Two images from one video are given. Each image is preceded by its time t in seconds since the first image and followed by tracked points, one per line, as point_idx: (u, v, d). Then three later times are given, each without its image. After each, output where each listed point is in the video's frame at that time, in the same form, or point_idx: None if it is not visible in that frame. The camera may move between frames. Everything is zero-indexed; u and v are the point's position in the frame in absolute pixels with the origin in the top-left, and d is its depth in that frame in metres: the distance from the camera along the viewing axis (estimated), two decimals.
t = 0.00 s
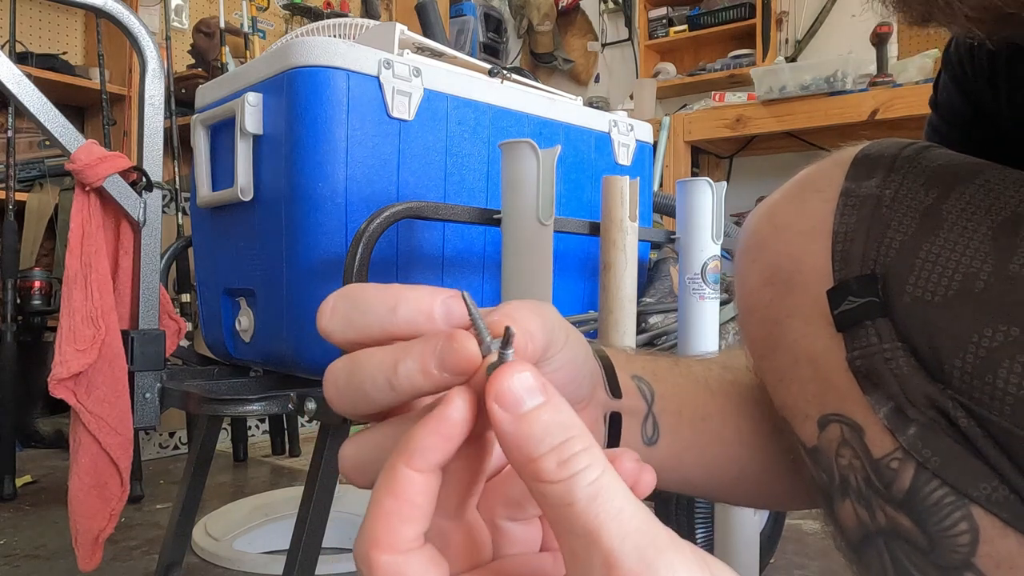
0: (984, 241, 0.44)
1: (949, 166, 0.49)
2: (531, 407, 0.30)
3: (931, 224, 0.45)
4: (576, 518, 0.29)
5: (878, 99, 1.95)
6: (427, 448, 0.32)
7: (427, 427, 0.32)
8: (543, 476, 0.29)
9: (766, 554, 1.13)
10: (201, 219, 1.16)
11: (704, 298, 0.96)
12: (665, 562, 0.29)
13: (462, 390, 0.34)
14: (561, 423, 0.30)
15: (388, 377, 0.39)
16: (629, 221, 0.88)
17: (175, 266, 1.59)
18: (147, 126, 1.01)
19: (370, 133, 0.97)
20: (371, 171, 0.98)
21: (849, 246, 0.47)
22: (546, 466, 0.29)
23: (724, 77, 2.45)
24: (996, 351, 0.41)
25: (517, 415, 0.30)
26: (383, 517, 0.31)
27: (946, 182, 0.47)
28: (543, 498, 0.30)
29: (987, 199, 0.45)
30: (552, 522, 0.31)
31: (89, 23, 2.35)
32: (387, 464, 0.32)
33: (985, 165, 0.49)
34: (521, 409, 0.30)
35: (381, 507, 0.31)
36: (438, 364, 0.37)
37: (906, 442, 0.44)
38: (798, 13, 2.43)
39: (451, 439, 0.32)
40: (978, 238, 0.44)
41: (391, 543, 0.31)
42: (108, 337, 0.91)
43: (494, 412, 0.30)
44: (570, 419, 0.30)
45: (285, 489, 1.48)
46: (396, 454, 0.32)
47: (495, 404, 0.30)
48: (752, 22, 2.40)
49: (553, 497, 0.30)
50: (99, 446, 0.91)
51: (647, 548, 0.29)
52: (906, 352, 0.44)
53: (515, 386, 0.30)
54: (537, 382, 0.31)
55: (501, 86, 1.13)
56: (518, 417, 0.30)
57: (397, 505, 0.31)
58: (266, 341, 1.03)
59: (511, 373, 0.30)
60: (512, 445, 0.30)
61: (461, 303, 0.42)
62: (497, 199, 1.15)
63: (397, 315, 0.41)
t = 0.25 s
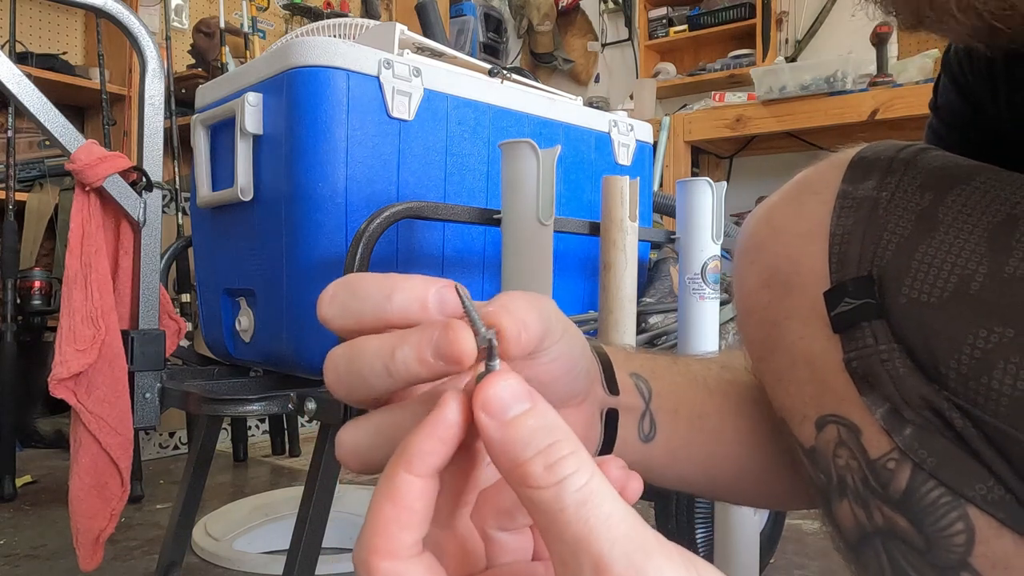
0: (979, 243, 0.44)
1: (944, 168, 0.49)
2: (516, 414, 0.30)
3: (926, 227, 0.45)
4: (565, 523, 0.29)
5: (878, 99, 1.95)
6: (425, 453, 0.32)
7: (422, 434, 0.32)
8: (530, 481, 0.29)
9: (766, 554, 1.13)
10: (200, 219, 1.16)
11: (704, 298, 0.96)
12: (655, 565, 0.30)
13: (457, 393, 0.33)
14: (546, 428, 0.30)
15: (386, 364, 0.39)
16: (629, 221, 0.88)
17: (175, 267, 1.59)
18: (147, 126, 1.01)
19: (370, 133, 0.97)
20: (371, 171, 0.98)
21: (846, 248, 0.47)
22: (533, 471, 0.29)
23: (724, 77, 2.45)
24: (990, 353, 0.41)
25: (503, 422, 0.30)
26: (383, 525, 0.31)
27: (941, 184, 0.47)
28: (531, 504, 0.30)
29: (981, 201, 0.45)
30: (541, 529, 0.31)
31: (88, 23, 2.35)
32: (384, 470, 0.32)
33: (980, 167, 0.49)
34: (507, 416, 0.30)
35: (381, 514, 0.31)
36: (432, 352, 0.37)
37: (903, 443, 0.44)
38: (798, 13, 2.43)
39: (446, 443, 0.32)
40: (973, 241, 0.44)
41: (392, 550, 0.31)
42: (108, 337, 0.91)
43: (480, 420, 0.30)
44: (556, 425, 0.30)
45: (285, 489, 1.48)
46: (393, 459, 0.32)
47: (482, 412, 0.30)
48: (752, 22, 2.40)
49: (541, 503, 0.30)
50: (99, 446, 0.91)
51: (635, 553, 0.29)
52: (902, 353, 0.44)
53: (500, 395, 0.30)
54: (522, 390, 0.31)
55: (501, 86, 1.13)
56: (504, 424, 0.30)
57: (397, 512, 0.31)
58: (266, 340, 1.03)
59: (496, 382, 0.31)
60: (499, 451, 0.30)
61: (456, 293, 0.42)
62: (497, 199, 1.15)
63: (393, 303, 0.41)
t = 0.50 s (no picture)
0: (976, 243, 0.43)
1: (942, 169, 0.49)
2: (525, 412, 0.30)
3: (923, 228, 0.45)
4: (567, 520, 0.29)
5: (878, 99, 1.95)
6: (422, 466, 0.32)
7: (422, 445, 0.32)
8: (536, 478, 0.29)
9: (766, 553, 1.13)
10: (201, 219, 1.16)
11: (704, 298, 0.96)
12: (648, 564, 0.30)
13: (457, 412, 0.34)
14: (553, 428, 0.30)
15: (390, 380, 0.39)
16: (629, 221, 0.88)
17: (175, 267, 1.59)
18: (147, 126, 1.01)
19: (369, 133, 0.97)
20: (371, 171, 0.98)
21: (843, 250, 0.47)
22: (539, 469, 0.29)
23: (724, 77, 2.45)
24: (986, 353, 0.41)
25: (512, 419, 0.30)
26: (380, 534, 0.31)
27: (938, 185, 0.47)
28: (534, 500, 0.30)
29: (979, 201, 0.45)
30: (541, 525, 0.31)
31: (88, 23, 2.35)
32: (382, 482, 0.32)
33: (977, 168, 0.49)
34: (516, 413, 0.30)
35: (379, 525, 0.31)
36: (438, 374, 0.37)
37: (900, 443, 0.44)
38: (798, 13, 2.43)
39: (445, 457, 0.33)
40: (970, 241, 0.44)
41: (388, 560, 0.31)
42: (108, 337, 0.91)
43: (489, 416, 0.30)
44: (562, 425, 0.30)
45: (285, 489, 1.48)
46: (391, 471, 0.32)
47: (492, 407, 0.30)
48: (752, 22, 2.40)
49: (544, 499, 0.30)
50: (99, 446, 0.91)
51: (632, 549, 0.30)
52: (899, 355, 0.44)
53: (511, 393, 0.30)
54: (532, 388, 0.31)
55: (501, 86, 1.13)
56: (512, 421, 0.30)
57: (394, 522, 0.32)
58: (266, 340, 1.03)
59: (507, 379, 0.30)
60: (506, 448, 0.30)
61: (455, 306, 0.42)
62: (497, 199, 1.15)
63: (392, 314, 0.41)
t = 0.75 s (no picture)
0: (976, 243, 0.44)
1: (943, 170, 0.49)
2: (541, 409, 0.30)
3: (924, 229, 0.45)
4: (574, 518, 0.29)
5: (878, 99, 1.95)
6: (431, 463, 0.32)
7: (431, 442, 0.33)
8: (547, 475, 0.30)
9: (766, 553, 1.13)
10: (201, 219, 1.16)
11: (704, 298, 0.96)
12: (652, 564, 0.30)
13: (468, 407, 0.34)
14: (569, 427, 0.30)
15: (395, 387, 0.39)
16: (629, 221, 0.88)
17: (175, 267, 1.59)
18: (147, 126, 1.01)
19: (369, 133, 0.97)
20: (371, 171, 0.98)
21: (843, 249, 0.47)
22: (550, 466, 0.30)
23: (724, 77, 2.45)
24: (986, 354, 0.41)
25: (529, 414, 0.30)
26: (387, 530, 0.32)
27: (939, 186, 0.47)
28: (542, 496, 0.30)
29: (980, 202, 0.45)
30: (546, 523, 0.31)
31: (88, 23, 2.35)
32: (391, 477, 0.33)
33: (978, 169, 0.49)
34: (533, 409, 0.30)
35: (386, 522, 0.32)
36: (443, 375, 0.37)
37: (900, 443, 0.44)
38: (798, 13, 2.43)
39: (456, 454, 0.33)
40: (971, 241, 0.44)
41: (395, 557, 0.32)
42: (108, 337, 0.91)
43: (507, 410, 0.30)
44: (577, 426, 0.31)
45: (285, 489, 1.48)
46: (399, 468, 0.33)
47: (510, 399, 0.30)
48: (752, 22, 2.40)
49: (552, 496, 0.30)
50: (100, 446, 0.91)
51: (638, 550, 0.30)
52: (899, 354, 0.44)
53: (530, 388, 0.31)
54: (550, 385, 0.31)
55: (500, 86, 1.13)
56: (529, 417, 0.30)
57: (402, 519, 0.32)
58: (265, 340, 1.03)
59: (528, 374, 0.31)
60: (520, 444, 0.30)
61: (449, 312, 0.41)
62: (497, 199, 1.15)
63: (386, 324, 0.41)
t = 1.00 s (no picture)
0: (977, 243, 0.43)
1: (944, 169, 0.48)
2: (538, 415, 0.31)
3: (925, 228, 0.45)
4: (570, 520, 0.30)
5: (878, 99, 1.95)
6: (442, 462, 0.33)
7: (442, 442, 0.33)
8: (543, 479, 0.31)
9: (766, 553, 1.13)
10: (201, 219, 1.16)
11: (704, 298, 0.96)
12: (649, 562, 0.30)
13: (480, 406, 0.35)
14: (566, 433, 0.31)
15: (392, 380, 0.39)
16: (629, 221, 0.88)
17: (176, 267, 1.59)
18: (147, 126, 1.01)
19: (369, 133, 0.97)
20: (372, 171, 0.98)
21: (845, 248, 0.47)
22: (547, 470, 0.31)
23: (724, 77, 2.45)
24: (988, 354, 0.41)
25: (526, 420, 0.31)
26: (395, 527, 0.32)
27: (941, 185, 0.47)
28: (540, 499, 0.31)
29: (982, 201, 0.45)
30: (546, 525, 0.32)
31: (88, 23, 2.35)
32: (400, 476, 0.33)
33: (979, 168, 0.49)
34: (530, 415, 0.31)
35: (392, 519, 0.32)
36: (438, 359, 0.37)
37: (902, 443, 0.44)
38: (798, 13, 2.44)
39: (467, 454, 0.33)
40: (973, 240, 0.44)
41: (402, 554, 0.33)
42: (108, 337, 0.91)
43: (504, 416, 0.31)
44: (575, 430, 0.31)
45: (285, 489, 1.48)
46: (409, 467, 0.33)
47: (506, 406, 0.31)
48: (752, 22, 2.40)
49: (549, 499, 0.31)
50: (100, 446, 0.91)
51: (634, 548, 0.30)
52: (900, 354, 0.44)
53: (527, 394, 0.31)
54: (546, 391, 0.32)
55: (501, 86, 1.13)
56: (526, 423, 0.31)
57: (410, 517, 0.32)
58: (265, 340, 1.03)
59: (524, 381, 0.32)
60: (518, 448, 0.31)
61: (443, 305, 0.41)
62: (497, 199, 1.15)
63: (381, 325, 0.41)
